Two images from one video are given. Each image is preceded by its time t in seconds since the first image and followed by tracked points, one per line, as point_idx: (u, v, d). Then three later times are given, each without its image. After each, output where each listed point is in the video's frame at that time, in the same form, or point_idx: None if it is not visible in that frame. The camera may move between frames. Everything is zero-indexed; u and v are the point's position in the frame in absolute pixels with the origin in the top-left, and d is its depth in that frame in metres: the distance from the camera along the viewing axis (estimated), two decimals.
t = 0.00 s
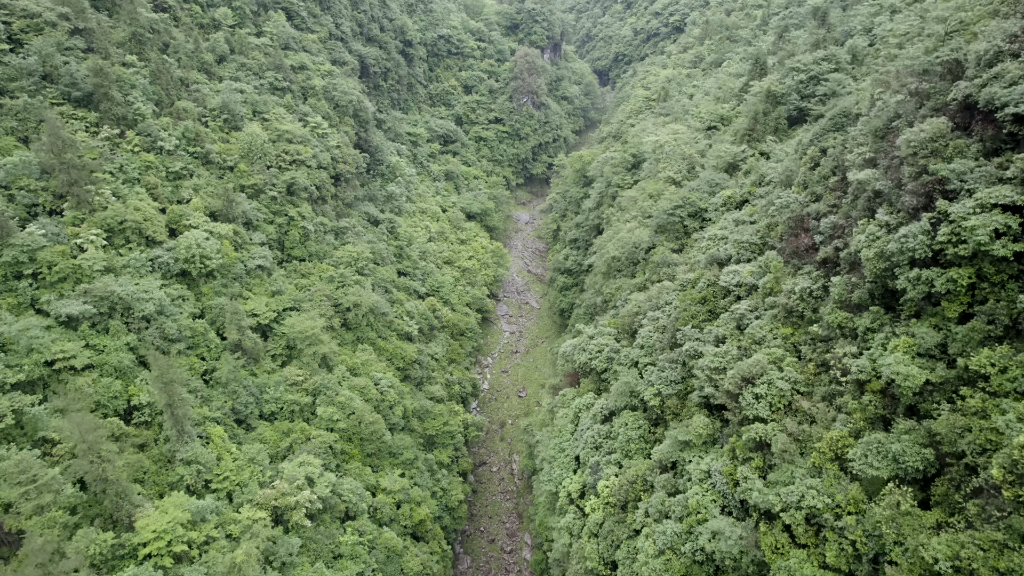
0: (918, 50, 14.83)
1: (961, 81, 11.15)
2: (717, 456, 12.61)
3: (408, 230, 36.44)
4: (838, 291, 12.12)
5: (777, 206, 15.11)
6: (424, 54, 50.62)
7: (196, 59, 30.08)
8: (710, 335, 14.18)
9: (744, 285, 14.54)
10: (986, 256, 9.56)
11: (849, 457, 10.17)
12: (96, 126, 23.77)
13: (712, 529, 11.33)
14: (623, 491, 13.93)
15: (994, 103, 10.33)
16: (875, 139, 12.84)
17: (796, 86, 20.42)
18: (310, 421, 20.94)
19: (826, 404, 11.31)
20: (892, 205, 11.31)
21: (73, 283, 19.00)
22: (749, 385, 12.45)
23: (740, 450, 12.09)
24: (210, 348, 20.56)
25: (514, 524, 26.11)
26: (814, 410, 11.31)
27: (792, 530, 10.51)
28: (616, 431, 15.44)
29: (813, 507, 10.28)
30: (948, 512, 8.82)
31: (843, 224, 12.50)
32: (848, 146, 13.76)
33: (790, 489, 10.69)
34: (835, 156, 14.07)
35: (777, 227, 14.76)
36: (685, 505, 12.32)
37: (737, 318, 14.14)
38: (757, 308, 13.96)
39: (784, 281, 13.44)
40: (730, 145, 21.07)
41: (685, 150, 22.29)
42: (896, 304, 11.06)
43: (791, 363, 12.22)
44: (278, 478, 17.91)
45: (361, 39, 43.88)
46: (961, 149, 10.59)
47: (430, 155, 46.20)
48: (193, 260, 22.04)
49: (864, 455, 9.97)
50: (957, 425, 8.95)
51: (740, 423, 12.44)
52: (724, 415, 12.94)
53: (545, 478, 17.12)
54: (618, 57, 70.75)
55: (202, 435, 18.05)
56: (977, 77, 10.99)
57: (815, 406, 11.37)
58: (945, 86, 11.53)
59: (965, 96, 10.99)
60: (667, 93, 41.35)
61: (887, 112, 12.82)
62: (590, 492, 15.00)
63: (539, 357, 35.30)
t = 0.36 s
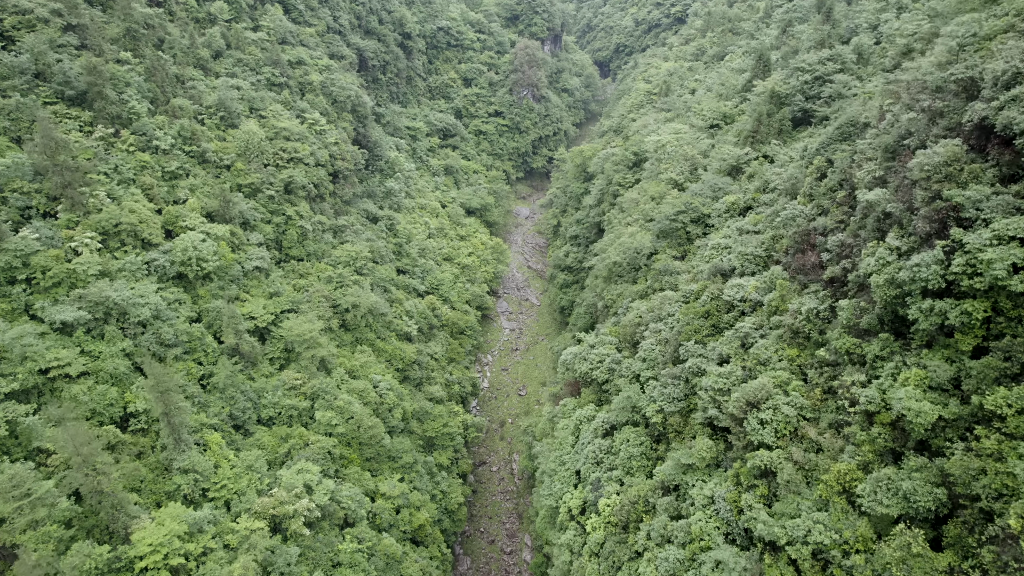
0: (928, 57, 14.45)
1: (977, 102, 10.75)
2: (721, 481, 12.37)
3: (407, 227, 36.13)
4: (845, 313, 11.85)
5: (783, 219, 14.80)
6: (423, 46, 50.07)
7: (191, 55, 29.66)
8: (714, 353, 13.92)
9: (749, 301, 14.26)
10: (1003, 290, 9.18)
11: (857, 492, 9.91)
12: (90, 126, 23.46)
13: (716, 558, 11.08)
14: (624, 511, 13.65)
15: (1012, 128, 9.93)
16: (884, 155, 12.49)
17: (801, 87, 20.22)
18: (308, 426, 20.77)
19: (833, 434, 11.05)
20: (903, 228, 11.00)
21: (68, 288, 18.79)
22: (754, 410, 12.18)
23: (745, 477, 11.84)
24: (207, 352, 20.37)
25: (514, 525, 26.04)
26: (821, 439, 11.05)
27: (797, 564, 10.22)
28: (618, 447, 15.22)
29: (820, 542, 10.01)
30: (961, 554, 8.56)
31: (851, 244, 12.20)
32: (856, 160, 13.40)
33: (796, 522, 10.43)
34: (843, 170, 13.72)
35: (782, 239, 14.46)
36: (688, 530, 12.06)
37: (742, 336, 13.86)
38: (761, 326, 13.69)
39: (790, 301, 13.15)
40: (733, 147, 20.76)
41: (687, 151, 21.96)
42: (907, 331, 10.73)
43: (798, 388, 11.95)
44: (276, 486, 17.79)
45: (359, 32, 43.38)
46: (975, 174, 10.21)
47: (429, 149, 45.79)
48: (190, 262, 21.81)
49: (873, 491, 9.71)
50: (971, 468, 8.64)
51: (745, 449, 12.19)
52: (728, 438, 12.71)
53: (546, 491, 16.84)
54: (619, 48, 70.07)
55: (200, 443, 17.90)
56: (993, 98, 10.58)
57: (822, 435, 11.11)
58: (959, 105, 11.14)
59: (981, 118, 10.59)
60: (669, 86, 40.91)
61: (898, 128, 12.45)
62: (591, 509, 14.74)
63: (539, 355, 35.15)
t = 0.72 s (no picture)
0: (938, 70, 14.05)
1: (992, 130, 10.35)
2: (725, 512, 12.06)
3: (406, 228, 35.85)
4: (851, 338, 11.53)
5: (788, 235, 14.42)
6: (422, 43, 49.66)
7: (187, 56, 29.32)
8: (718, 375, 13.58)
9: (753, 321, 13.92)
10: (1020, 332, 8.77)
11: (866, 533, 9.47)
12: (85, 130, 23.17)
13: None
14: (626, 536, 13.33)
15: None
16: (893, 177, 12.07)
17: (805, 93, 19.90)
18: (306, 435, 20.61)
19: (841, 467, 10.70)
20: (914, 258, 10.62)
21: (62, 297, 18.54)
22: (759, 440, 11.87)
23: (750, 511, 11.56)
24: (204, 361, 20.17)
25: (513, 530, 25.91)
26: (828, 473, 10.70)
27: None
28: (618, 468, 14.95)
29: None
30: None
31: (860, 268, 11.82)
32: (865, 178, 12.97)
33: (802, 562, 10.03)
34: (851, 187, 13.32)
35: (788, 257, 14.08)
36: (691, 562, 11.71)
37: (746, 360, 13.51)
38: (766, 349, 13.34)
39: (796, 324, 12.80)
40: (736, 154, 20.49)
41: (689, 156, 21.66)
42: (918, 366, 10.32)
43: (804, 419, 11.62)
44: (275, 499, 17.68)
45: (358, 29, 42.98)
46: (991, 206, 9.80)
47: (429, 148, 45.44)
48: (186, 269, 21.56)
49: (883, 534, 9.25)
50: (986, 517, 8.18)
51: (750, 480, 11.87)
52: (732, 466, 12.41)
53: (546, 510, 16.50)
54: (620, 43, 69.65)
55: (196, 454, 17.73)
56: (1009, 125, 10.16)
57: (829, 469, 10.76)
58: (972, 131, 10.71)
59: (995, 148, 10.18)
60: (670, 85, 40.56)
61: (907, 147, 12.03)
62: (592, 532, 14.42)
63: (539, 357, 34.99)
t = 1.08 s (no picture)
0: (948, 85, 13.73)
1: (1007, 161, 10.01)
2: (729, 544, 11.61)
3: (405, 230, 35.56)
4: (858, 368, 11.20)
5: (793, 254, 14.04)
6: (421, 41, 49.27)
7: (184, 57, 29.01)
8: (721, 399, 13.20)
9: (757, 344, 13.58)
10: None
11: None
12: (80, 135, 22.90)
13: None
14: (627, 564, 12.92)
15: None
16: (902, 201, 11.74)
17: (809, 99, 19.62)
18: (304, 445, 20.44)
19: (848, 505, 10.23)
20: (924, 289, 10.25)
21: (57, 308, 18.32)
22: (763, 472, 11.42)
23: (754, 544, 11.00)
24: (201, 371, 19.96)
25: (513, 536, 25.76)
26: (835, 510, 10.21)
27: None
28: (619, 490, 14.63)
29: None
30: None
31: (867, 295, 11.46)
32: (872, 199, 12.63)
33: None
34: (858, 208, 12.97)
35: (793, 277, 13.69)
36: None
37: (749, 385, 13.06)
38: (770, 374, 12.93)
39: (802, 351, 12.40)
40: (739, 161, 20.22)
41: (691, 163, 21.40)
42: (928, 403, 9.92)
43: (810, 451, 11.17)
44: (272, 513, 17.52)
45: (356, 28, 42.61)
46: (1006, 241, 9.39)
47: (428, 147, 45.11)
48: (182, 277, 21.33)
49: None
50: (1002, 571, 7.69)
51: (754, 513, 11.35)
52: (735, 496, 11.98)
53: (547, 531, 16.08)
54: (620, 40, 69.26)
55: (193, 467, 17.54)
56: None
57: (836, 505, 10.31)
58: (986, 159, 10.39)
59: (1011, 180, 9.83)
60: (672, 85, 40.21)
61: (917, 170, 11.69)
62: (593, 557, 14.02)
63: (540, 359, 34.83)
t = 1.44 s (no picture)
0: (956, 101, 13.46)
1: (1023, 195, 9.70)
2: None
3: (404, 232, 35.30)
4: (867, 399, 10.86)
5: (799, 273, 13.64)
6: (420, 39, 48.91)
7: (180, 60, 28.72)
8: (723, 424, 12.78)
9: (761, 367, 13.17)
10: None
11: None
12: (74, 140, 22.64)
13: None
14: None
15: None
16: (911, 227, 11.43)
17: (813, 107, 19.38)
18: (302, 456, 20.26)
19: (856, 544, 9.81)
20: (935, 323, 9.95)
21: (52, 319, 18.13)
22: (768, 505, 10.95)
23: None
24: (198, 381, 19.78)
25: (513, 542, 25.61)
26: (844, 550, 9.78)
27: None
28: (621, 513, 13.94)
29: None
30: None
31: (875, 325, 11.15)
32: (881, 222, 12.30)
33: None
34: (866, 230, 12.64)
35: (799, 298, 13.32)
36: None
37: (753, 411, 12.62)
38: (775, 401, 12.50)
39: (808, 379, 12.02)
40: (742, 169, 19.97)
41: (693, 170, 21.16)
42: (939, 444, 9.58)
43: (817, 486, 10.74)
44: (270, 526, 17.36)
45: (355, 26, 42.28)
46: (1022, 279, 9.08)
47: (428, 147, 44.79)
48: (179, 285, 21.13)
49: None
50: None
51: (757, 546, 10.85)
52: (739, 528, 11.44)
53: (547, 552, 15.48)
54: (621, 37, 68.92)
55: (191, 480, 17.37)
56: None
57: (845, 543, 9.87)
58: (1001, 190, 10.08)
59: None
60: (673, 85, 39.92)
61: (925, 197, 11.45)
62: None
63: (540, 362, 34.67)
